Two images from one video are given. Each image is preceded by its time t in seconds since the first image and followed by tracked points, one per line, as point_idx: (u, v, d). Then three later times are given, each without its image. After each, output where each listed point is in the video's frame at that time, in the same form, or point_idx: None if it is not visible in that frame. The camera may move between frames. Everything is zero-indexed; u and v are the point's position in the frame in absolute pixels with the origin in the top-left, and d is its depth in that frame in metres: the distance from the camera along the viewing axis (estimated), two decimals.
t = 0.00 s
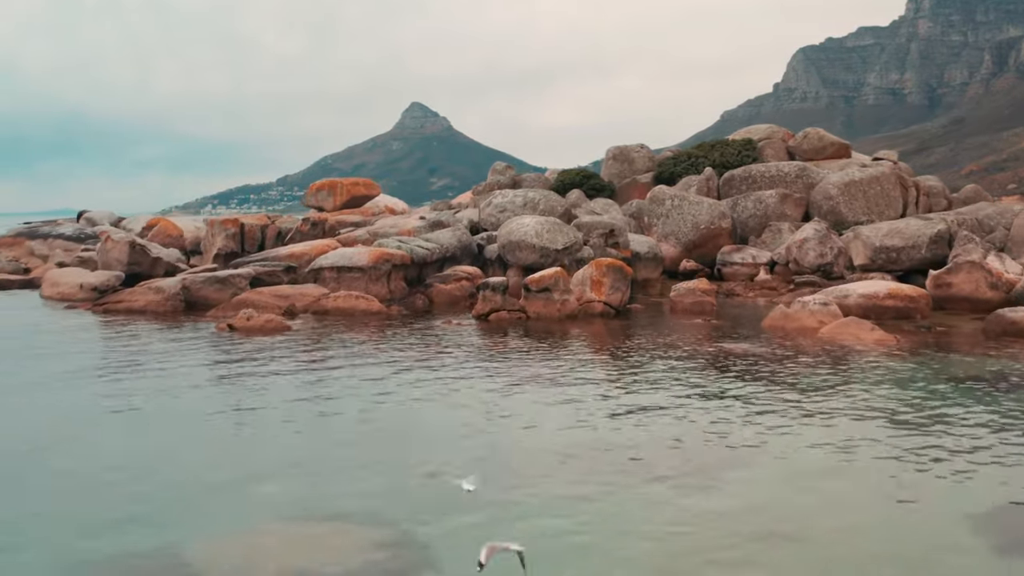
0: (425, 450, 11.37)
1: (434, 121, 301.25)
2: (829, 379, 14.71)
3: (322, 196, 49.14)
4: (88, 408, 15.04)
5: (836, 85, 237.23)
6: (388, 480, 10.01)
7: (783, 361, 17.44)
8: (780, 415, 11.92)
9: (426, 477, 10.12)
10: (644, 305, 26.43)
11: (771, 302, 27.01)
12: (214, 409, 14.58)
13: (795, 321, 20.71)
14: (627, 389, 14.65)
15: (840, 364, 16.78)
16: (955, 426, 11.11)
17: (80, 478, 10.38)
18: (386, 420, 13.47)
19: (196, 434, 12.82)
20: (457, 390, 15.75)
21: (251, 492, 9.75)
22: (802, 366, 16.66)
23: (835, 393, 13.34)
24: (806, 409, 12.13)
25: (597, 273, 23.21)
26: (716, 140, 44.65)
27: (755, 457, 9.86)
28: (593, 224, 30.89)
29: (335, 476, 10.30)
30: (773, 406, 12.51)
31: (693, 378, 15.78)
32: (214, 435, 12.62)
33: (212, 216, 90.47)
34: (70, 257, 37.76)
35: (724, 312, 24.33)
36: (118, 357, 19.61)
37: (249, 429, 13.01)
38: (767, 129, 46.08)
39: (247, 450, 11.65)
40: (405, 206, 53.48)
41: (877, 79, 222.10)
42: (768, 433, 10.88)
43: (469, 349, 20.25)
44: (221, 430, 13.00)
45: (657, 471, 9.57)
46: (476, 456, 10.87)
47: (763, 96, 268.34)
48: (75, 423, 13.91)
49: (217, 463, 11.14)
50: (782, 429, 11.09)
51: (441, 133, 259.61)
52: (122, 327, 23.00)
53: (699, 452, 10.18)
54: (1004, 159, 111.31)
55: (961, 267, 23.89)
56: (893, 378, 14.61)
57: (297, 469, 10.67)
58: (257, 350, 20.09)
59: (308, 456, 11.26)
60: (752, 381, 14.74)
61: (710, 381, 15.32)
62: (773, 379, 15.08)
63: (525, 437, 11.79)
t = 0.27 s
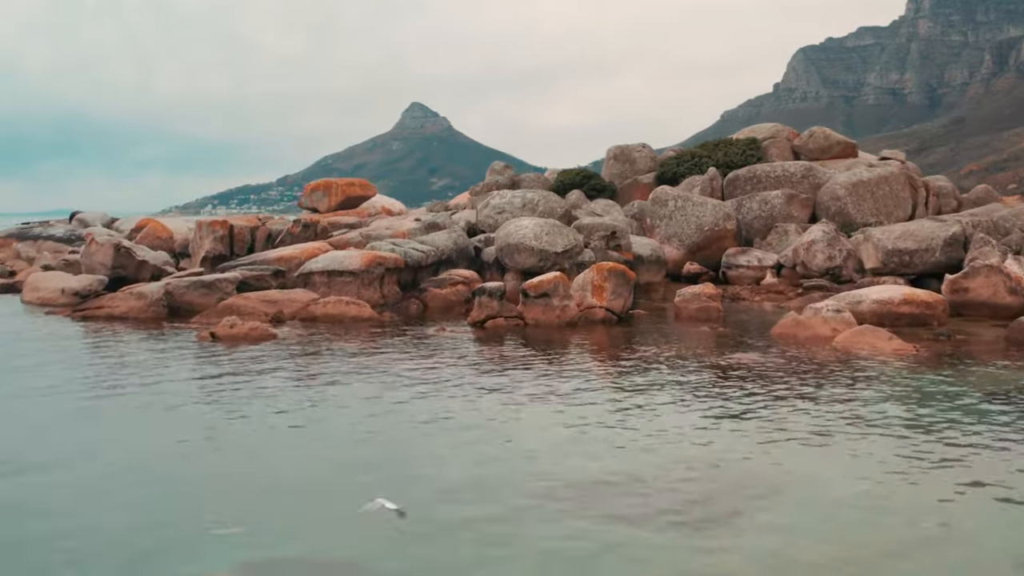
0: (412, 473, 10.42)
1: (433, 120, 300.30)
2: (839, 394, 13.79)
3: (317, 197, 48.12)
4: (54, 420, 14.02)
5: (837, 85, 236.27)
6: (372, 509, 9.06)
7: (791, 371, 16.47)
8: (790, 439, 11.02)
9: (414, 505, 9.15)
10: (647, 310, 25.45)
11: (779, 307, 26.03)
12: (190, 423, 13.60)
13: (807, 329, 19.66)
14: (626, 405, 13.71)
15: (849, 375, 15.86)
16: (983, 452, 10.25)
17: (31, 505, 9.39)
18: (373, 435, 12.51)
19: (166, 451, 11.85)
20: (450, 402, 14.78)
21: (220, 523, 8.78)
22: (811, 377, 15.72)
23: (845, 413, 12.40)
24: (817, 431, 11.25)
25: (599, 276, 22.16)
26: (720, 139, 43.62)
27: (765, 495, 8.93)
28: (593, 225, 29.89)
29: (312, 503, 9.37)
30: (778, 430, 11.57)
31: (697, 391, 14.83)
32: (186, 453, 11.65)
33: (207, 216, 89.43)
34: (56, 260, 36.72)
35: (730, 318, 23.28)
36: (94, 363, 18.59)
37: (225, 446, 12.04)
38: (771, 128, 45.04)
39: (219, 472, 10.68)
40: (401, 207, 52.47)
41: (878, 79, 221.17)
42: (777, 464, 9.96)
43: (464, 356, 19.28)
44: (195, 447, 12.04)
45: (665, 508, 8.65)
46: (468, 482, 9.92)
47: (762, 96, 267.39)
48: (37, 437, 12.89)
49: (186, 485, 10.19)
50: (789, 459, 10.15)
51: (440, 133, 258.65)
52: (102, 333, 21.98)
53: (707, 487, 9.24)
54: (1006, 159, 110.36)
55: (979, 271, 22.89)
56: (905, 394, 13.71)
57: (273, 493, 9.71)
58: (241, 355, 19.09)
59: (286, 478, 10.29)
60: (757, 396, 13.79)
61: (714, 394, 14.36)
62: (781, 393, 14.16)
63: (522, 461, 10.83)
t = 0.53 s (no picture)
0: (396, 504, 9.18)
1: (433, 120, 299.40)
2: (857, 411, 12.59)
3: (310, 198, 46.84)
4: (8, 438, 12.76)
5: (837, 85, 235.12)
6: (344, 553, 7.82)
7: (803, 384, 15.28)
8: (807, 473, 9.78)
9: (392, 549, 7.91)
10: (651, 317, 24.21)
11: (790, 313, 24.80)
12: (155, 441, 12.37)
13: (824, 340, 18.42)
14: (625, 424, 12.50)
15: (866, 387, 14.65)
16: None
17: None
18: (354, 456, 11.27)
19: (123, 475, 10.61)
20: (442, 418, 13.54)
21: (164, 571, 7.52)
22: (826, 389, 14.50)
23: (867, 436, 11.20)
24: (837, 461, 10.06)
25: (601, 281, 20.90)
26: (724, 138, 42.31)
27: (787, 544, 7.68)
28: (595, 227, 28.67)
29: (278, 542, 8.13)
30: (795, 458, 10.35)
31: (703, 408, 13.61)
32: (144, 478, 10.44)
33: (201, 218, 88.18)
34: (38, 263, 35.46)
35: (740, 326, 22.02)
36: (62, 372, 17.34)
37: (189, 469, 10.81)
38: (777, 127, 43.79)
39: (178, 502, 9.46)
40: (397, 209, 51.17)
41: (878, 79, 220.00)
42: (796, 505, 8.74)
43: (457, 367, 18.06)
44: (156, 470, 10.81)
45: (684, 559, 7.38)
46: (458, 516, 8.72)
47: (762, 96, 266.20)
48: None
49: (137, 518, 8.95)
50: (810, 498, 8.94)
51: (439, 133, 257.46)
52: (74, 342, 20.73)
53: (720, 532, 7.99)
54: (1010, 159, 109.12)
55: (1003, 278, 21.67)
56: (932, 409, 12.51)
57: (234, 530, 8.48)
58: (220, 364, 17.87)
59: (250, 509, 9.07)
60: (769, 414, 12.57)
61: (722, 411, 13.13)
62: (794, 410, 12.95)
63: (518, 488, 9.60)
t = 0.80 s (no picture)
0: (375, 542, 8.14)
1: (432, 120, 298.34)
2: (876, 428, 11.56)
3: (304, 199, 45.73)
4: None
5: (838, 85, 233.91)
6: None
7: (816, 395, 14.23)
8: (834, 501, 8.75)
9: None
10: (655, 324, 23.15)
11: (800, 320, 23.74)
12: (118, 461, 11.34)
13: (840, 350, 17.34)
14: (630, 441, 11.46)
15: (883, 399, 13.63)
16: None
17: None
18: (333, 479, 10.22)
19: (75, 503, 9.57)
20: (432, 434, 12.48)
21: None
22: (840, 402, 13.48)
23: (888, 455, 10.18)
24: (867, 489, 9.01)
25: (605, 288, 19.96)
26: (729, 137, 41.19)
27: None
28: (595, 229, 27.61)
29: None
30: (811, 481, 9.32)
31: (708, 421, 12.59)
32: (96, 506, 9.43)
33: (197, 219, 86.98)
34: (22, 266, 34.42)
35: (748, 334, 20.97)
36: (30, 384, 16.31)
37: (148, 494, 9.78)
38: (783, 125, 42.69)
39: (130, 538, 8.42)
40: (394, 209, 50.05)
41: (880, 78, 218.76)
42: (815, 542, 7.70)
43: (450, 377, 17.02)
44: (113, 496, 9.78)
45: None
46: (440, 555, 7.72)
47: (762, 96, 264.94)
48: None
49: (82, 559, 7.92)
50: (830, 530, 7.91)
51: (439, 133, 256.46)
52: (48, 350, 19.69)
53: None
54: (1011, 157, 108.16)
55: None
56: (957, 426, 11.49)
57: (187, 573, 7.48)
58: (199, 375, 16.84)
59: (207, 546, 8.06)
60: (781, 431, 11.55)
61: (731, 428, 12.11)
62: (807, 425, 11.92)
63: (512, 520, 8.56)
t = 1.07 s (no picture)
0: None
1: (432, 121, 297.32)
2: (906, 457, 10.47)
3: (298, 199, 44.58)
4: None
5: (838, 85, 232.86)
6: None
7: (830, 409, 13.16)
8: (874, 546, 7.72)
9: None
10: (660, 332, 21.99)
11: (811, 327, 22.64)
12: (73, 482, 10.24)
13: (859, 363, 16.26)
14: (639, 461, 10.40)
15: (907, 415, 12.55)
16: None
17: None
18: (305, 508, 9.08)
19: (10, 535, 8.43)
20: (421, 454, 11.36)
21: None
22: (862, 419, 12.38)
23: (928, 493, 9.09)
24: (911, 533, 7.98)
25: (609, 295, 18.89)
26: (734, 136, 40.03)
27: None
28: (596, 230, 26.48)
29: None
30: (843, 526, 8.20)
31: (718, 439, 11.48)
32: (39, 537, 8.34)
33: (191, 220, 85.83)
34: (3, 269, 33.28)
35: (759, 343, 19.89)
36: None
37: (101, 522, 8.71)
38: (789, 124, 41.57)
39: None
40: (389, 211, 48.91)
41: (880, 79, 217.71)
42: None
43: (442, 390, 15.93)
44: (59, 526, 8.68)
45: None
46: None
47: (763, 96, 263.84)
48: None
49: None
50: None
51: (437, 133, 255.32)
52: (18, 360, 18.58)
53: None
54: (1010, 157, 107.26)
55: None
56: (996, 457, 10.45)
57: None
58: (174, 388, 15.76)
59: None
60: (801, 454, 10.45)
61: (744, 446, 11.01)
62: (827, 447, 10.82)
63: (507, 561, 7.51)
